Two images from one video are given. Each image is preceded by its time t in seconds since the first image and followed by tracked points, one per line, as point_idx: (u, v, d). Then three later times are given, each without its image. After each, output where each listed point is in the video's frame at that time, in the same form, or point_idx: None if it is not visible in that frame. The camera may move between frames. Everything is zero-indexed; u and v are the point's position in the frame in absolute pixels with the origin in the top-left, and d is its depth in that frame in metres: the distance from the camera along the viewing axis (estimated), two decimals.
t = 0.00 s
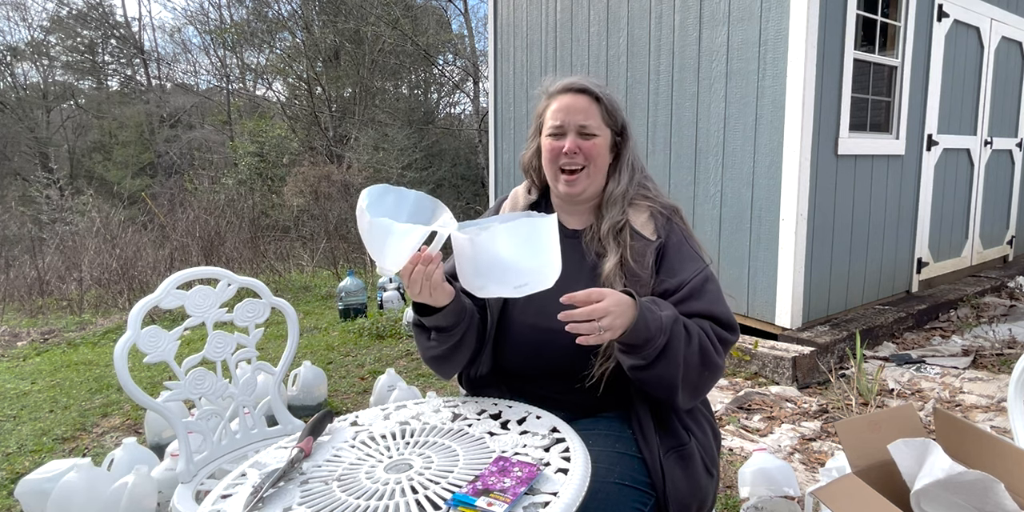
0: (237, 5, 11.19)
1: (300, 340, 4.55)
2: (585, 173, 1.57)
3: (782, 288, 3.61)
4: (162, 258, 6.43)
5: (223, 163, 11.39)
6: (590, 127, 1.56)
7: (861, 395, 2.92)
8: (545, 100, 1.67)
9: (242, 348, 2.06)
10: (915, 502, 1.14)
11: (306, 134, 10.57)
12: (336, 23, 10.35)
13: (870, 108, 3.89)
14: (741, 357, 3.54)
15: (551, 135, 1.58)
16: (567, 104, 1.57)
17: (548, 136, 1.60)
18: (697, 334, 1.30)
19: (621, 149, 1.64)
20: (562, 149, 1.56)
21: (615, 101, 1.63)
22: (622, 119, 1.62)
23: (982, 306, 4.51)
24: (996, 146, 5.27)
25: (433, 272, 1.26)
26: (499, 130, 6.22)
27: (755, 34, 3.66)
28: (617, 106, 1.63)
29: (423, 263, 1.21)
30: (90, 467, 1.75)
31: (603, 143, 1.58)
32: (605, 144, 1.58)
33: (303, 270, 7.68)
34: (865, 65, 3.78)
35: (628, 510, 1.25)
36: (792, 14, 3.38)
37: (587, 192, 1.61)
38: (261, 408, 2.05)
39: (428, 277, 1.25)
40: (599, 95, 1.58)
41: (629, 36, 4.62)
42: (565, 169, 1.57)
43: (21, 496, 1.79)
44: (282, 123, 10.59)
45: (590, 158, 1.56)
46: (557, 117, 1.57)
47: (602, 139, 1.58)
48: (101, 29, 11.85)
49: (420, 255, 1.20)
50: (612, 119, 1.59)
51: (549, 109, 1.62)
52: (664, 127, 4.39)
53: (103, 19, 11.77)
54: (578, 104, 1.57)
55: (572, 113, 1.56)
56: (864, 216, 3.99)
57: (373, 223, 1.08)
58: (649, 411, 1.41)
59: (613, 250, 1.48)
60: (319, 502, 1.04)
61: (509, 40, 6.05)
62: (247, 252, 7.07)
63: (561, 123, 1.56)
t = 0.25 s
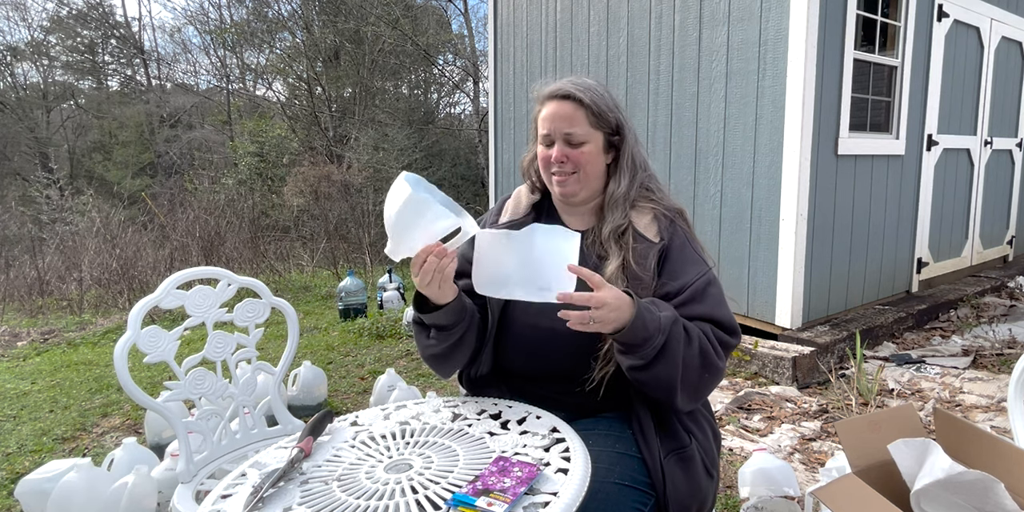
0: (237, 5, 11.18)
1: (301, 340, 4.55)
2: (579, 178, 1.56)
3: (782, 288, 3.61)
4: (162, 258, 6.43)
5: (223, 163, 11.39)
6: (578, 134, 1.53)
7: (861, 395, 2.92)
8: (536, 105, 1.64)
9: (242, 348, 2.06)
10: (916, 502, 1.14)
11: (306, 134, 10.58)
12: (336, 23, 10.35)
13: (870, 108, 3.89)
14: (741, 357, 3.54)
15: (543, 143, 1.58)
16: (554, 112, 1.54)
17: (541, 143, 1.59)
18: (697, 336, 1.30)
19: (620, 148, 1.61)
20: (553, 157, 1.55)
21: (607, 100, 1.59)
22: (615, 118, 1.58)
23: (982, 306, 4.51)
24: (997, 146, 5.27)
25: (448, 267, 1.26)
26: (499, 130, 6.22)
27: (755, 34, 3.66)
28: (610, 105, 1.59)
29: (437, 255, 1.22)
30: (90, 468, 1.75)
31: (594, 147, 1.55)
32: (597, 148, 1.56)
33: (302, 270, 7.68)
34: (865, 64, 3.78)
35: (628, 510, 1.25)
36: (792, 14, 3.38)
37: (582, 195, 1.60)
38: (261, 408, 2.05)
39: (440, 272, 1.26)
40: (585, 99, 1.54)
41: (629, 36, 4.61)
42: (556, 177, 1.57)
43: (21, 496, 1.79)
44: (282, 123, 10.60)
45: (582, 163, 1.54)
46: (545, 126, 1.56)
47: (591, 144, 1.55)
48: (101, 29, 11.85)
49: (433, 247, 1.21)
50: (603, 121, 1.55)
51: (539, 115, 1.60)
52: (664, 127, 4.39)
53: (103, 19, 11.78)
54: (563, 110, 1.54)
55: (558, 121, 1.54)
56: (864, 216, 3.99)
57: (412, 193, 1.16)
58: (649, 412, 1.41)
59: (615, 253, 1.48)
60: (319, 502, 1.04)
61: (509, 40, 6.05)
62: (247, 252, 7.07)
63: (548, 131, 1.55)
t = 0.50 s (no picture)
0: (237, 5, 11.18)
1: (301, 340, 4.55)
2: (580, 182, 1.57)
3: (782, 288, 3.61)
4: (162, 258, 6.43)
5: (223, 163, 11.39)
6: (576, 140, 1.52)
7: (861, 395, 2.92)
8: (534, 108, 1.62)
9: (242, 348, 2.06)
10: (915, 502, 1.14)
11: (306, 134, 10.58)
12: (336, 23, 10.36)
13: (870, 108, 3.89)
14: (741, 357, 3.54)
15: (543, 148, 1.58)
16: (551, 118, 1.53)
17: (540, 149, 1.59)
18: (698, 337, 1.30)
19: (619, 150, 1.60)
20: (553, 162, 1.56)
21: (604, 101, 1.57)
22: (613, 120, 1.56)
23: (982, 306, 4.51)
24: (997, 146, 5.26)
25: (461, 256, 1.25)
26: (499, 130, 6.22)
27: (755, 34, 3.66)
28: (608, 107, 1.57)
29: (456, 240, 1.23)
30: (90, 467, 1.75)
31: (593, 151, 1.55)
32: (596, 152, 1.55)
33: (302, 270, 7.69)
34: (865, 64, 3.78)
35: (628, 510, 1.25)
36: (792, 14, 3.38)
37: (584, 197, 1.62)
38: (261, 408, 2.05)
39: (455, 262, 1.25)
40: (581, 104, 1.52)
41: (629, 36, 4.61)
42: (558, 181, 1.58)
43: (21, 496, 1.79)
44: (282, 123, 10.61)
45: (582, 166, 1.55)
46: (544, 132, 1.55)
47: (590, 149, 1.54)
48: (101, 29, 11.85)
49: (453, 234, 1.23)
50: (601, 125, 1.54)
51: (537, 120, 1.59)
52: (664, 127, 4.39)
53: (103, 19, 11.77)
54: (560, 116, 1.52)
55: (555, 127, 1.53)
56: (864, 216, 3.99)
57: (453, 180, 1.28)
58: (650, 412, 1.41)
59: (616, 254, 1.48)
60: (319, 502, 1.04)
61: (509, 40, 6.05)
62: (247, 252, 7.07)
63: (547, 138, 1.54)
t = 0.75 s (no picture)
0: (237, 5, 11.18)
1: (300, 340, 4.55)
2: (580, 184, 1.57)
3: (782, 288, 3.61)
4: (162, 258, 6.43)
5: (223, 163, 11.39)
6: (575, 141, 1.52)
7: (861, 395, 2.92)
8: (532, 108, 1.62)
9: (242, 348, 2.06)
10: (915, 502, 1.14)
11: (306, 134, 10.59)
12: (336, 23, 10.36)
13: (870, 108, 3.89)
14: (741, 357, 3.54)
15: (542, 150, 1.58)
16: (550, 119, 1.52)
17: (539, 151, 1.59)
18: (698, 337, 1.30)
19: (618, 150, 1.60)
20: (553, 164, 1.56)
21: (603, 102, 1.56)
22: (611, 120, 1.56)
23: (982, 306, 4.51)
24: (996, 146, 5.26)
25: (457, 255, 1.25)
26: (498, 130, 6.23)
27: (755, 34, 3.66)
28: (605, 107, 1.56)
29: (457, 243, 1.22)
30: (90, 467, 1.75)
31: (592, 152, 1.55)
32: (595, 153, 1.55)
33: (302, 270, 7.69)
34: (865, 65, 3.78)
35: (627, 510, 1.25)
36: (792, 14, 3.38)
37: (584, 198, 1.62)
38: (261, 408, 2.05)
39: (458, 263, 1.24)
40: (580, 105, 1.51)
41: (629, 36, 4.62)
42: (558, 183, 1.58)
43: (21, 496, 1.79)
44: (282, 123, 10.62)
45: (581, 168, 1.55)
46: (542, 134, 1.54)
47: (589, 150, 1.54)
48: (101, 29, 11.86)
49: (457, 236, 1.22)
50: (599, 125, 1.54)
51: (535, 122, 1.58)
52: (664, 127, 4.39)
53: (102, 19, 11.78)
54: (559, 117, 1.51)
55: (554, 129, 1.52)
56: (864, 216, 3.99)
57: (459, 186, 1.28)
58: (650, 412, 1.41)
59: (616, 254, 1.48)
60: (319, 502, 1.04)
61: (509, 40, 6.05)
62: (247, 252, 7.07)
63: (546, 139, 1.54)
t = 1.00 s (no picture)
0: (237, 5, 11.18)
1: (300, 340, 4.55)
2: (580, 184, 1.57)
3: (782, 288, 3.61)
4: (162, 258, 6.43)
5: (223, 163, 11.39)
6: (575, 142, 1.52)
7: (861, 395, 2.92)
8: (532, 109, 1.62)
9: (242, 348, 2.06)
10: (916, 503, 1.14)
11: (306, 134, 10.60)
12: (336, 23, 10.37)
13: (870, 108, 3.89)
14: (741, 357, 3.54)
15: (542, 151, 1.58)
16: (550, 120, 1.52)
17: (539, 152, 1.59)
18: (698, 336, 1.31)
19: (618, 150, 1.61)
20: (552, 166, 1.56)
21: (602, 102, 1.56)
22: (612, 120, 1.56)
23: (982, 306, 4.51)
24: (996, 146, 5.26)
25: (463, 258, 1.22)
26: (498, 130, 6.24)
27: (755, 34, 3.66)
28: (605, 108, 1.56)
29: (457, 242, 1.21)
30: (90, 467, 1.75)
31: (592, 153, 1.55)
32: (595, 154, 1.55)
33: (303, 270, 7.69)
34: (865, 65, 3.78)
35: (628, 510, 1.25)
36: (792, 14, 3.38)
37: (585, 199, 1.61)
38: (261, 408, 2.05)
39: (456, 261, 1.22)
40: (580, 106, 1.51)
41: (629, 36, 4.61)
42: (558, 184, 1.58)
43: (21, 496, 1.79)
44: (282, 123, 10.62)
45: (581, 169, 1.55)
46: (542, 135, 1.54)
47: (589, 151, 1.54)
48: (101, 29, 11.86)
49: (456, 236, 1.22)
50: (600, 126, 1.54)
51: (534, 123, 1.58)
52: (664, 127, 4.39)
53: (102, 19, 11.78)
54: (559, 118, 1.51)
55: (554, 130, 1.52)
56: (863, 216, 3.99)
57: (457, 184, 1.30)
58: (649, 411, 1.41)
59: (615, 254, 1.48)
60: (319, 502, 1.04)
61: (509, 40, 6.05)
62: (247, 252, 7.08)
63: (546, 141, 1.54)
